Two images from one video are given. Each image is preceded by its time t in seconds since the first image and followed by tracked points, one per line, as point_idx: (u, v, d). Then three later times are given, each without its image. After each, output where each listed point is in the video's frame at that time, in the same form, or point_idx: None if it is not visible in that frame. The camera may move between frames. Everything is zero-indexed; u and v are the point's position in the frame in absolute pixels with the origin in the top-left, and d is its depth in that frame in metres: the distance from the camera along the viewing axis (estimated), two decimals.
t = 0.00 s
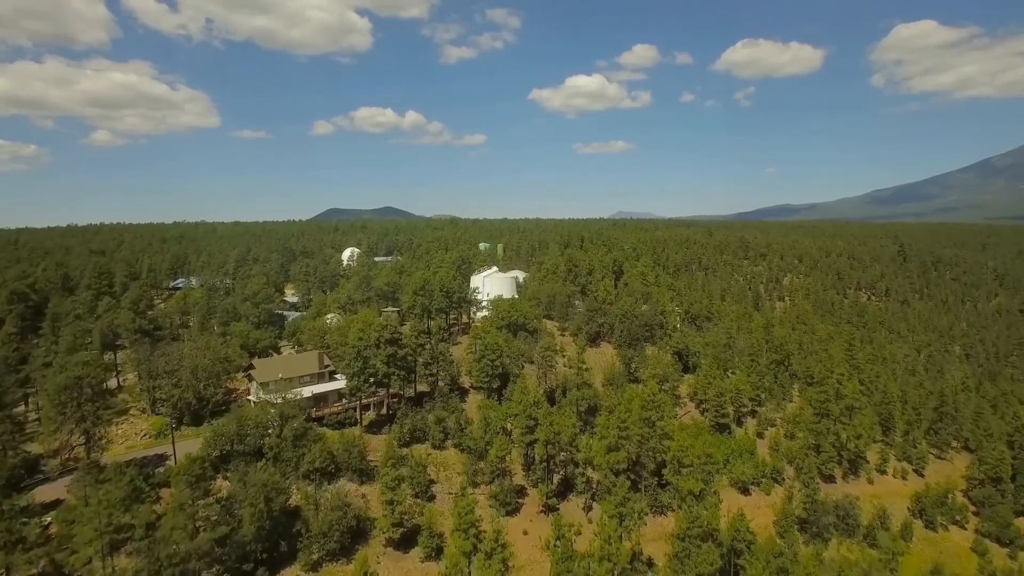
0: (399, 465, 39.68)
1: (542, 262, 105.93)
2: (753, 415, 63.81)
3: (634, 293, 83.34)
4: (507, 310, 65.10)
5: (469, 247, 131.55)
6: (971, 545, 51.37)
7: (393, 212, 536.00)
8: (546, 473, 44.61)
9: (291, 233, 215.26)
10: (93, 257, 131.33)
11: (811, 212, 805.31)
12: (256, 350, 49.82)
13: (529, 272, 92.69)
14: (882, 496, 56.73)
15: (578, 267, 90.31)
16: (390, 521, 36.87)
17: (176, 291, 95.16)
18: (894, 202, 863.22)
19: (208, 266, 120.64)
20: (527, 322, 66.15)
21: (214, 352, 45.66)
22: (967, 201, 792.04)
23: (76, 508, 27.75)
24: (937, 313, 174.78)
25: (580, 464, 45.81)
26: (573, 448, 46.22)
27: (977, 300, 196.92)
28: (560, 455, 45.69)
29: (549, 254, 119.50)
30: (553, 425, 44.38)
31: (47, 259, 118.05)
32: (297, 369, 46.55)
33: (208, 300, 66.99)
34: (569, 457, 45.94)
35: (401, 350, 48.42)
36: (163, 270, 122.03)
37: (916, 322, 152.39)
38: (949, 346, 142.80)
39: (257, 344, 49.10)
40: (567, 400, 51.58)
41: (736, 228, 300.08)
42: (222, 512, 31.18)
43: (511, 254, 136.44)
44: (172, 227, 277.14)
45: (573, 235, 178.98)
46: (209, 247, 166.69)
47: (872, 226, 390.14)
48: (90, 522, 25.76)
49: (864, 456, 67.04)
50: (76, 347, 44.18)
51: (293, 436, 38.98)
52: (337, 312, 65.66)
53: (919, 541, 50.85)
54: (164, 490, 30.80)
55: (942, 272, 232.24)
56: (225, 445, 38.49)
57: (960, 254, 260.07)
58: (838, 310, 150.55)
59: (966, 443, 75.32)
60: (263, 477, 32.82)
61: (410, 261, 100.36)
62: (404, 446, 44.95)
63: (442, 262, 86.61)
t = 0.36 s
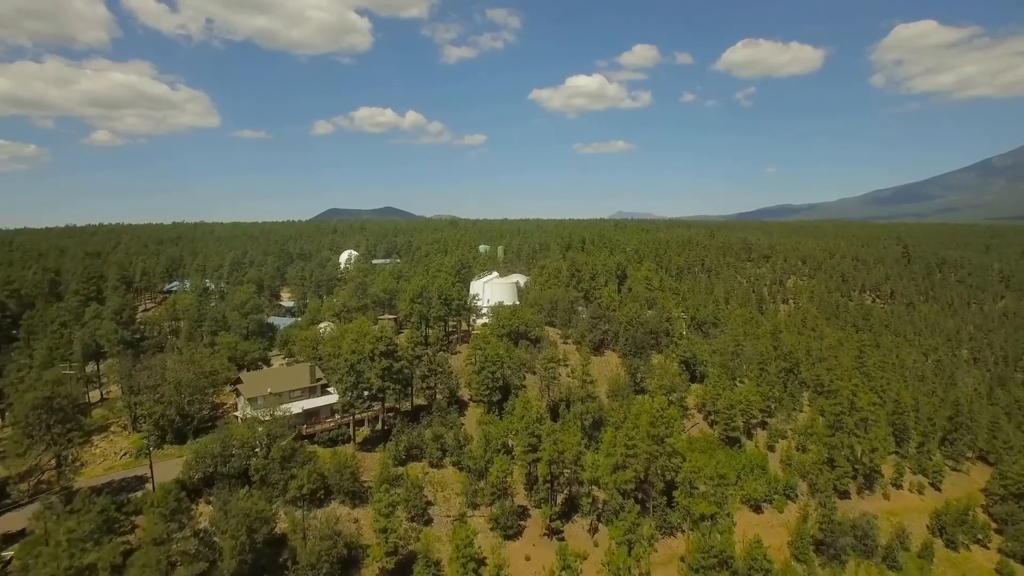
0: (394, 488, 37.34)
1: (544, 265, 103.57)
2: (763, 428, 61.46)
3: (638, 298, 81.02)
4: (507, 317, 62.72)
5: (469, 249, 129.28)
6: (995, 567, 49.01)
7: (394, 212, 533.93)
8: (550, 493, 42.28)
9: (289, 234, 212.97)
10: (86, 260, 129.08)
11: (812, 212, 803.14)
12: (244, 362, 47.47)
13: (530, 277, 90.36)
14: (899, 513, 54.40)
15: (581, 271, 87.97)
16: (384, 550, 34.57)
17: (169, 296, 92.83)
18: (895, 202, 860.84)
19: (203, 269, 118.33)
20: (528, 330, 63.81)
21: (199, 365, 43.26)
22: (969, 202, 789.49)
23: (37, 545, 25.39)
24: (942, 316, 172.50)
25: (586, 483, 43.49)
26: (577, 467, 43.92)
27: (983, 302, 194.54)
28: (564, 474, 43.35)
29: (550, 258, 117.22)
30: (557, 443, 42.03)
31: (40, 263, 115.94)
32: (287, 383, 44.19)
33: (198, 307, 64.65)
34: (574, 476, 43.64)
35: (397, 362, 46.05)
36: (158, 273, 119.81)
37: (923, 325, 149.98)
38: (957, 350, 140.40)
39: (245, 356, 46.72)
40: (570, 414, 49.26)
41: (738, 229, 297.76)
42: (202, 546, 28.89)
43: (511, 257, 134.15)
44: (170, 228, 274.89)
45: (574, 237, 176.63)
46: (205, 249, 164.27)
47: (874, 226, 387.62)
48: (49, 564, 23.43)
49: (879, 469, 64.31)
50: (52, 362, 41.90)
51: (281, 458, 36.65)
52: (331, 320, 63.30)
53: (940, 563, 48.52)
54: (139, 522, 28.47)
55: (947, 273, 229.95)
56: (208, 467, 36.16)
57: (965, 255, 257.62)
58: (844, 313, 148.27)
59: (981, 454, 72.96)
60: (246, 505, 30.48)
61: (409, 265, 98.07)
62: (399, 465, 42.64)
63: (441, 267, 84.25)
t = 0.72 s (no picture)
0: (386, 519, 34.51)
1: (545, 269, 100.73)
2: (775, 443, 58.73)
3: (643, 305, 78.36)
4: (508, 327, 59.97)
5: (468, 252, 126.57)
6: None
7: (394, 212, 531.60)
8: (554, 520, 39.54)
9: (287, 235, 210.31)
10: (78, 264, 126.60)
11: (813, 212, 800.41)
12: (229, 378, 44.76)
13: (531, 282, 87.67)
14: (921, 534, 51.71)
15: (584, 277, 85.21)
16: None
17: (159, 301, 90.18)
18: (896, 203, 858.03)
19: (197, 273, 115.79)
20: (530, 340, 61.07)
21: (179, 382, 40.41)
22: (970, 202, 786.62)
23: None
24: (949, 319, 169.83)
25: (592, 508, 40.68)
26: (583, 490, 41.07)
27: (990, 306, 191.93)
28: (570, 499, 40.54)
29: (552, 261, 114.58)
30: (561, 467, 39.20)
31: (29, 268, 113.44)
32: (273, 401, 41.48)
33: (186, 317, 61.93)
34: (579, 500, 40.84)
35: (390, 379, 43.25)
36: (151, 277, 117.24)
37: (930, 329, 147.22)
38: (966, 354, 137.65)
39: (230, 371, 44.01)
40: (574, 432, 46.49)
41: (740, 229, 295.00)
42: None
43: (512, 260, 131.44)
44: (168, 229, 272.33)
45: (575, 239, 174.01)
46: (200, 251, 161.68)
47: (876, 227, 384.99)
48: None
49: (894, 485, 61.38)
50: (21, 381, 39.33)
51: (263, 486, 33.77)
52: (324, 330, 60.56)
53: None
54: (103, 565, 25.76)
55: (952, 275, 227.26)
56: (185, 496, 33.37)
57: (970, 256, 254.87)
58: (850, 317, 145.59)
59: (1000, 467, 70.12)
60: (222, 544, 27.71)
61: (407, 270, 95.47)
62: (393, 490, 39.87)
63: (439, 272, 81.57)
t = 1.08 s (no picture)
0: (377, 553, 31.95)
1: (547, 274, 98.12)
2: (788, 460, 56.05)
3: (648, 312, 75.84)
4: (509, 336, 57.38)
5: (468, 255, 124.09)
6: None
7: (394, 213, 529.30)
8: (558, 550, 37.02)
9: (284, 237, 207.90)
10: (69, 268, 124.05)
11: (813, 212, 798.48)
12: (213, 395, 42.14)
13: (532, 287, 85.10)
14: (943, 556, 49.21)
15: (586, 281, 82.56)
16: None
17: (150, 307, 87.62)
18: (897, 203, 855.58)
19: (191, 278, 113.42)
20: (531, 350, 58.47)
21: (158, 401, 37.82)
22: (972, 202, 784.16)
23: None
24: (955, 322, 167.38)
25: (599, 535, 38.16)
26: (590, 516, 38.48)
27: (996, 309, 189.50)
28: (575, 526, 37.96)
29: (553, 265, 112.05)
30: (566, 493, 36.67)
31: (18, 273, 111.05)
32: (258, 420, 38.89)
33: (172, 326, 59.38)
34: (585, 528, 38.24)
35: (384, 396, 40.53)
36: (143, 280, 114.67)
37: (937, 334, 144.67)
38: (974, 359, 135.09)
39: (213, 387, 41.43)
40: (579, 451, 43.92)
41: (742, 230, 292.48)
42: None
43: (512, 263, 128.94)
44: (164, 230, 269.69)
45: (576, 240, 171.49)
46: (194, 254, 159.31)
47: (878, 228, 382.36)
48: None
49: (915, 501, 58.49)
50: None
51: (244, 517, 30.98)
52: (317, 340, 57.99)
53: None
54: None
55: (957, 277, 224.88)
56: (159, 528, 30.54)
57: (974, 258, 252.38)
58: (856, 321, 143.05)
59: (1019, 481, 67.41)
60: None
61: (404, 275, 92.92)
62: (385, 517, 37.32)
63: (437, 277, 78.98)
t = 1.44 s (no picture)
0: None
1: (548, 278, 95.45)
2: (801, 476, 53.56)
3: (653, 319, 73.37)
4: (509, 347, 54.88)
5: (467, 258, 121.62)
6: None
7: (393, 213, 526.74)
8: None
9: (281, 239, 205.41)
10: (60, 271, 121.39)
11: (813, 212, 796.18)
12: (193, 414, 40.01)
13: (533, 292, 82.56)
14: None
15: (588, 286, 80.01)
16: None
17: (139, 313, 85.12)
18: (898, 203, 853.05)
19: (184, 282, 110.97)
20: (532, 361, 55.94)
21: (134, 421, 35.39)
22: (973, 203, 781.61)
23: None
24: (962, 325, 164.97)
25: (605, 566, 35.60)
26: (596, 545, 35.92)
27: (1002, 312, 187.08)
28: (580, 556, 35.47)
29: (554, 269, 109.55)
30: (570, 522, 34.20)
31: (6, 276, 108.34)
32: (241, 442, 36.46)
33: (157, 336, 56.95)
34: (590, 558, 35.73)
35: (376, 415, 37.83)
36: (135, 284, 112.25)
37: (944, 337, 142.05)
38: (982, 364, 132.52)
39: (194, 406, 39.34)
40: (583, 472, 41.44)
41: (744, 231, 289.84)
42: None
43: (511, 266, 126.41)
44: (162, 231, 267.52)
45: (577, 242, 168.84)
46: (189, 257, 156.74)
47: (880, 229, 379.85)
48: None
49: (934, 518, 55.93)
50: None
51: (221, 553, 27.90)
52: (308, 350, 55.53)
53: None
54: None
55: (962, 279, 222.41)
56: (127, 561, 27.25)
57: (978, 259, 249.88)
58: (862, 324, 140.53)
59: None
60: None
61: (401, 279, 90.35)
62: (375, 546, 34.88)
63: (435, 283, 76.47)
